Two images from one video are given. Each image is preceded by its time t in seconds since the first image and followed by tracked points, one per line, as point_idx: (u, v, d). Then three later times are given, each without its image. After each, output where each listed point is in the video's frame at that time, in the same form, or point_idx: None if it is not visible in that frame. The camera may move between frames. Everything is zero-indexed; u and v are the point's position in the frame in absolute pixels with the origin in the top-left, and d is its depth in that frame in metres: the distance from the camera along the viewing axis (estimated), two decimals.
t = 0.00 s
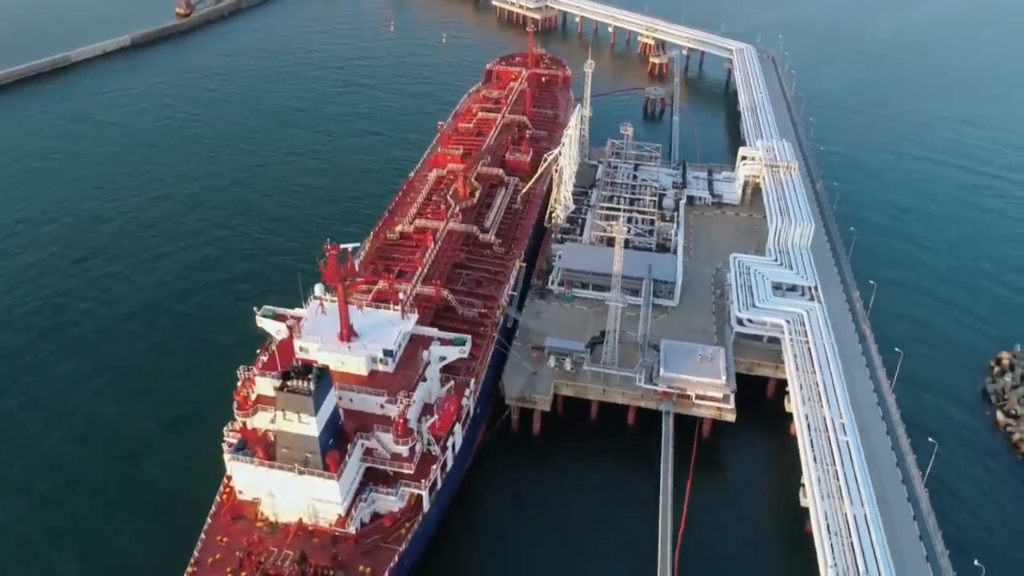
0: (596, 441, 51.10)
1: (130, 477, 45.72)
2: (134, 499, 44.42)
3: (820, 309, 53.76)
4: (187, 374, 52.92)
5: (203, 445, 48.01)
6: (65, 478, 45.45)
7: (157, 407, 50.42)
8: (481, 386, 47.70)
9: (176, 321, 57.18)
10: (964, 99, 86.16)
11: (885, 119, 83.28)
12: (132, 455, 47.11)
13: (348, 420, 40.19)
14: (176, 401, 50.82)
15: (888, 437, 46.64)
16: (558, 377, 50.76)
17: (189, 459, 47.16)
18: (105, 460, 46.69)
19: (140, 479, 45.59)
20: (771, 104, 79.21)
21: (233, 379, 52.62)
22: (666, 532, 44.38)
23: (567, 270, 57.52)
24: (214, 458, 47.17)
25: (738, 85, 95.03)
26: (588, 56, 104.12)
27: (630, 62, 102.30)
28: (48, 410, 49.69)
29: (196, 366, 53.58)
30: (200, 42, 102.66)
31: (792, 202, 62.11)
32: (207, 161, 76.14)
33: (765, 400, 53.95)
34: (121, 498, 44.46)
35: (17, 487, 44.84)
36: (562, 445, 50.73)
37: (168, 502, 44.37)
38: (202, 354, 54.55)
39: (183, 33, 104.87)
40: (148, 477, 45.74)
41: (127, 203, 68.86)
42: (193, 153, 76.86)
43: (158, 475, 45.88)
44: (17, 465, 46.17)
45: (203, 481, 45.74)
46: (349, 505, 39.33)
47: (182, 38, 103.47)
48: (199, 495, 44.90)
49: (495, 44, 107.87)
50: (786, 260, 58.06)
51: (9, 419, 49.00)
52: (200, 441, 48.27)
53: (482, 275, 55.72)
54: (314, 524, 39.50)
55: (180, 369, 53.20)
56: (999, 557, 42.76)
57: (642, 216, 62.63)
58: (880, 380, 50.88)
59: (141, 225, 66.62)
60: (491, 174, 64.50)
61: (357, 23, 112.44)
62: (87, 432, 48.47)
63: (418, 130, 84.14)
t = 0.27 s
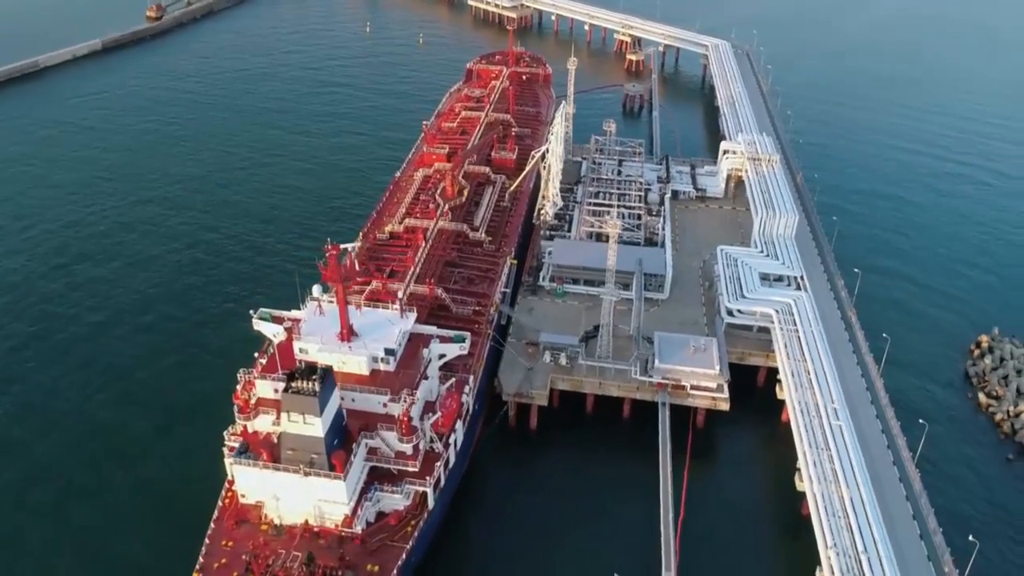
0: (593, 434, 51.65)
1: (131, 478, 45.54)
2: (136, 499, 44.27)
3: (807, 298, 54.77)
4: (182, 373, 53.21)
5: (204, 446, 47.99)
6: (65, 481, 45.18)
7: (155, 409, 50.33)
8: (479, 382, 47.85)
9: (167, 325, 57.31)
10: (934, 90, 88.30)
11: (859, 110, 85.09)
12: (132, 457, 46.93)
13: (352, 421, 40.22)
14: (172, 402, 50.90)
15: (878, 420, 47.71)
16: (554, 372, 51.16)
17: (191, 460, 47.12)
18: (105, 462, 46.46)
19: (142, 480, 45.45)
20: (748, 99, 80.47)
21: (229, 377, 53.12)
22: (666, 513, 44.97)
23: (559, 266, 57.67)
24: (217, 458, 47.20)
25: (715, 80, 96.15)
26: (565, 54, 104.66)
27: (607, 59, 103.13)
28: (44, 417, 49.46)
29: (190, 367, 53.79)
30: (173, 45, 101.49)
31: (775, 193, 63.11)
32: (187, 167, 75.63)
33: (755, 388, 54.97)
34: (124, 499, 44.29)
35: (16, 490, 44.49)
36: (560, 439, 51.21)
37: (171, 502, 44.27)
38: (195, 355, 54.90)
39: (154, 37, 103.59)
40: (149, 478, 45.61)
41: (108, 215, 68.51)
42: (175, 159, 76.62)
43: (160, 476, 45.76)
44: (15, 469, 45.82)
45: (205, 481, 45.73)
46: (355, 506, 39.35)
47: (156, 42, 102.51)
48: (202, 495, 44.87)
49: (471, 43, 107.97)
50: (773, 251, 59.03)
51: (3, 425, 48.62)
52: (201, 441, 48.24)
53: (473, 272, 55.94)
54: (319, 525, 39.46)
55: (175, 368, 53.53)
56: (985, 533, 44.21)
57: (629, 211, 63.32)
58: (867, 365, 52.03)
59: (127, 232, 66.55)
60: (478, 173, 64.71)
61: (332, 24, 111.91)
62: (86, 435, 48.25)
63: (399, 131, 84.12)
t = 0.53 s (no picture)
0: (589, 427, 52.23)
1: (131, 481, 45.78)
2: (137, 502, 44.52)
3: (794, 287, 55.82)
4: (176, 375, 53.42)
5: (203, 448, 48.26)
6: (63, 486, 45.26)
7: (151, 412, 50.44)
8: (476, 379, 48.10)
9: (157, 329, 57.16)
10: (905, 83, 90.51)
11: (833, 103, 86.87)
12: (131, 460, 47.13)
13: (354, 421, 40.28)
14: (168, 405, 51.09)
15: (868, 404, 48.79)
16: (550, 367, 51.63)
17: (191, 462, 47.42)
18: (104, 467, 46.59)
19: (141, 482, 45.69)
20: (726, 93, 81.66)
21: (224, 378, 53.46)
22: (666, 488, 45.37)
23: (550, 262, 58.37)
24: (217, 459, 47.50)
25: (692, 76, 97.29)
26: (543, 52, 105.16)
27: (584, 57, 103.89)
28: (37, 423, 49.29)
29: (184, 370, 53.97)
30: (145, 48, 100.28)
31: (759, 184, 64.19)
32: (167, 172, 74.95)
33: (745, 378, 55.97)
34: (124, 502, 44.54)
35: (14, 495, 44.47)
36: (556, 433, 51.71)
37: (172, 504, 44.55)
38: (188, 357, 55.00)
39: (125, 41, 102.25)
40: (149, 481, 45.85)
41: (89, 220, 67.62)
42: (156, 164, 76.13)
43: (160, 478, 46.02)
44: (12, 474, 45.81)
45: (206, 482, 46.03)
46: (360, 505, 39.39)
47: (128, 45, 101.18)
48: (203, 496, 45.19)
49: (448, 42, 108.08)
50: (758, 241, 60.08)
51: None
52: (200, 444, 48.54)
53: (465, 270, 56.18)
54: (325, 526, 39.38)
55: (169, 370, 53.76)
56: (970, 509, 46.14)
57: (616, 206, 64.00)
58: (854, 350, 53.21)
59: (109, 236, 66.05)
60: (465, 171, 64.98)
61: (307, 26, 111.41)
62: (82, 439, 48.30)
63: (381, 132, 84.18)
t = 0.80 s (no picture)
0: (586, 420, 52.73)
1: (130, 482, 45.54)
2: (137, 502, 44.32)
3: (782, 277, 56.72)
4: (169, 377, 53.09)
5: (201, 448, 48.07)
6: (60, 489, 44.89)
7: (145, 415, 50.07)
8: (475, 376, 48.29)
9: (146, 332, 56.76)
10: (877, 75, 92.49)
11: (809, 96, 88.50)
12: (128, 462, 46.85)
13: (358, 420, 40.28)
14: (162, 408, 50.73)
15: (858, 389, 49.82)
16: (546, 362, 51.99)
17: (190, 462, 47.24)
18: (101, 469, 46.31)
19: (140, 483, 45.47)
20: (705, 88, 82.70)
21: (218, 379, 53.21)
22: (666, 477, 46.05)
23: (541, 259, 58.66)
24: (216, 458, 47.33)
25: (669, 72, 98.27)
26: (521, 51, 105.51)
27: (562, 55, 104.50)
28: (29, 428, 48.77)
29: (176, 371, 53.61)
30: (117, 53, 98.99)
31: (743, 177, 65.18)
32: (148, 177, 74.14)
33: (737, 367, 56.90)
34: (123, 504, 44.27)
35: (11, 499, 44.05)
36: (554, 427, 52.15)
37: (173, 502, 44.47)
38: (180, 358, 54.69)
39: (97, 45, 100.78)
40: (148, 482, 45.59)
41: (70, 227, 66.67)
42: (136, 168, 75.32)
43: (159, 478, 45.87)
44: (7, 478, 45.37)
45: (206, 482, 45.87)
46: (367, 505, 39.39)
47: (100, 50, 99.74)
48: (204, 496, 45.04)
49: (425, 43, 108.01)
50: (745, 233, 61.03)
51: None
52: (198, 444, 48.35)
53: (458, 268, 56.27)
54: (332, 526, 39.23)
55: (161, 372, 53.47)
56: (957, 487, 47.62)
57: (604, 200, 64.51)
58: (842, 337, 54.27)
59: (92, 241, 65.42)
60: (453, 170, 65.11)
61: (282, 28, 110.66)
62: (78, 442, 47.94)
63: (363, 133, 83.94)
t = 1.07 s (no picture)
0: (582, 414, 53.30)
1: (128, 484, 45.41)
2: (136, 504, 44.19)
3: (768, 267, 57.58)
4: (161, 380, 52.82)
5: (198, 449, 47.97)
6: (57, 493, 44.68)
7: (140, 418, 49.89)
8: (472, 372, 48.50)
9: (135, 335, 56.34)
10: (849, 68, 94.33)
11: (784, 89, 90.05)
12: (125, 464, 46.73)
13: (362, 419, 40.38)
14: (156, 411, 50.55)
15: (847, 374, 50.77)
16: (541, 357, 52.40)
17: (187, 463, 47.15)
18: (98, 472, 46.12)
19: (139, 485, 45.32)
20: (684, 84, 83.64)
21: (211, 381, 53.05)
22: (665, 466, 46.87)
23: (531, 255, 59.00)
24: (214, 458, 47.26)
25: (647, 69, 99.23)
26: (498, 50, 105.75)
27: (539, 53, 104.92)
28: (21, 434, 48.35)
29: (168, 374, 53.36)
30: (89, 58, 97.52)
31: (726, 171, 66.16)
32: (127, 182, 73.25)
33: (727, 357, 57.85)
34: (121, 505, 44.18)
35: (8, 504, 43.81)
36: (551, 421, 52.66)
37: (174, 500, 44.52)
38: (171, 362, 54.40)
39: (67, 50, 99.18)
40: (146, 483, 45.47)
41: (50, 233, 65.69)
42: (114, 173, 74.42)
43: (159, 477, 45.85)
44: (2, 484, 45.09)
45: (205, 482, 45.80)
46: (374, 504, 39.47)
47: (71, 55, 98.15)
48: (203, 495, 44.98)
49: (402, 43, 107.75)
50: (730, 226, 61.96)
51: None
52: (195, 445, 48.26)
53: (449, 266, 56.41)
54: (338, 526, 39.26)
55: (153, 375, 53.25)
56: (943, 466, 49.11)
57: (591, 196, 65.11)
58: (829, 325, 55.18)
59: (74, 245, 64.63)
60: (440, 169, 65.32)
61: (256, 30, 109.75)
62: (72, 447, 47.68)
63: (344, 134, 83.65)
